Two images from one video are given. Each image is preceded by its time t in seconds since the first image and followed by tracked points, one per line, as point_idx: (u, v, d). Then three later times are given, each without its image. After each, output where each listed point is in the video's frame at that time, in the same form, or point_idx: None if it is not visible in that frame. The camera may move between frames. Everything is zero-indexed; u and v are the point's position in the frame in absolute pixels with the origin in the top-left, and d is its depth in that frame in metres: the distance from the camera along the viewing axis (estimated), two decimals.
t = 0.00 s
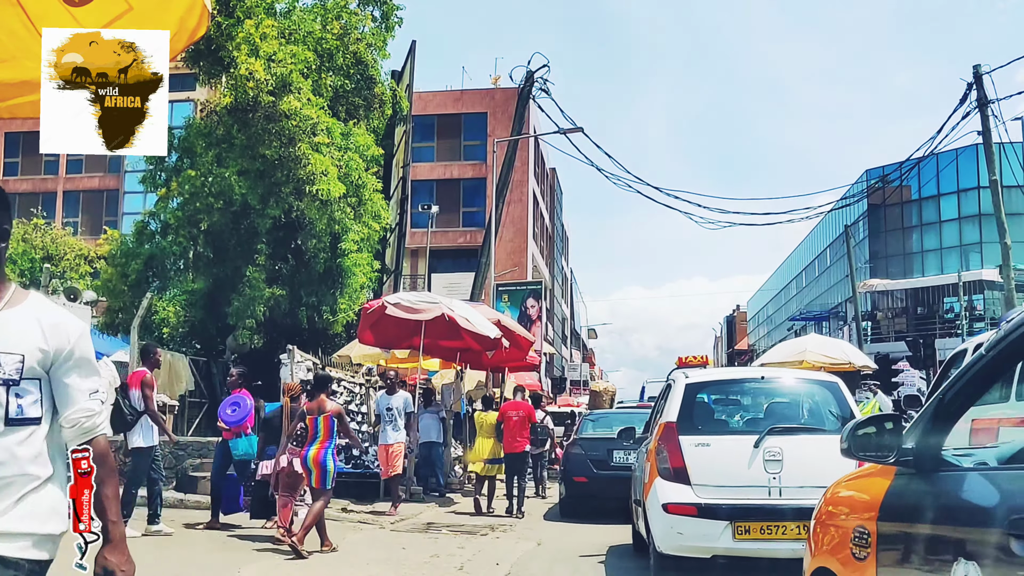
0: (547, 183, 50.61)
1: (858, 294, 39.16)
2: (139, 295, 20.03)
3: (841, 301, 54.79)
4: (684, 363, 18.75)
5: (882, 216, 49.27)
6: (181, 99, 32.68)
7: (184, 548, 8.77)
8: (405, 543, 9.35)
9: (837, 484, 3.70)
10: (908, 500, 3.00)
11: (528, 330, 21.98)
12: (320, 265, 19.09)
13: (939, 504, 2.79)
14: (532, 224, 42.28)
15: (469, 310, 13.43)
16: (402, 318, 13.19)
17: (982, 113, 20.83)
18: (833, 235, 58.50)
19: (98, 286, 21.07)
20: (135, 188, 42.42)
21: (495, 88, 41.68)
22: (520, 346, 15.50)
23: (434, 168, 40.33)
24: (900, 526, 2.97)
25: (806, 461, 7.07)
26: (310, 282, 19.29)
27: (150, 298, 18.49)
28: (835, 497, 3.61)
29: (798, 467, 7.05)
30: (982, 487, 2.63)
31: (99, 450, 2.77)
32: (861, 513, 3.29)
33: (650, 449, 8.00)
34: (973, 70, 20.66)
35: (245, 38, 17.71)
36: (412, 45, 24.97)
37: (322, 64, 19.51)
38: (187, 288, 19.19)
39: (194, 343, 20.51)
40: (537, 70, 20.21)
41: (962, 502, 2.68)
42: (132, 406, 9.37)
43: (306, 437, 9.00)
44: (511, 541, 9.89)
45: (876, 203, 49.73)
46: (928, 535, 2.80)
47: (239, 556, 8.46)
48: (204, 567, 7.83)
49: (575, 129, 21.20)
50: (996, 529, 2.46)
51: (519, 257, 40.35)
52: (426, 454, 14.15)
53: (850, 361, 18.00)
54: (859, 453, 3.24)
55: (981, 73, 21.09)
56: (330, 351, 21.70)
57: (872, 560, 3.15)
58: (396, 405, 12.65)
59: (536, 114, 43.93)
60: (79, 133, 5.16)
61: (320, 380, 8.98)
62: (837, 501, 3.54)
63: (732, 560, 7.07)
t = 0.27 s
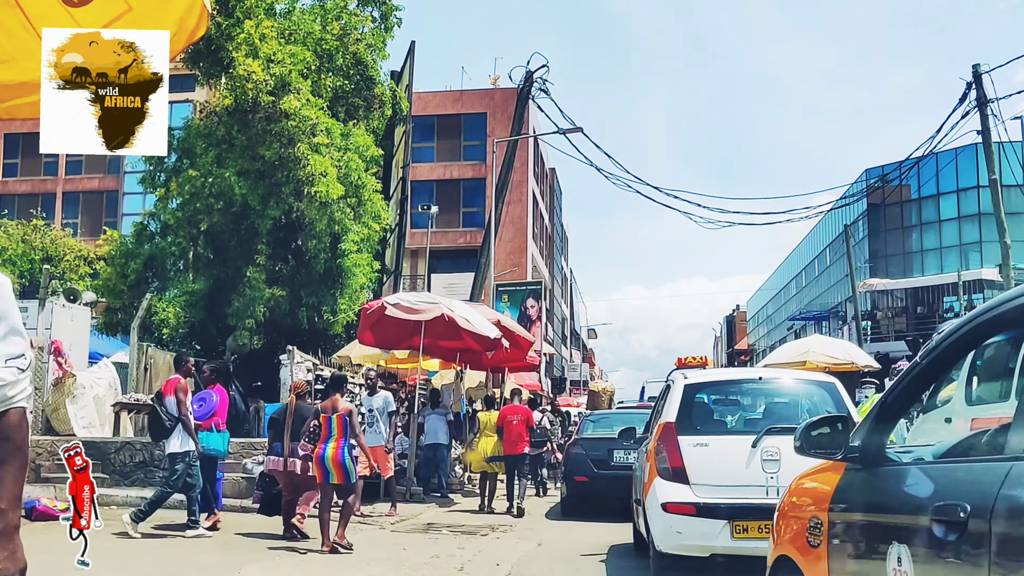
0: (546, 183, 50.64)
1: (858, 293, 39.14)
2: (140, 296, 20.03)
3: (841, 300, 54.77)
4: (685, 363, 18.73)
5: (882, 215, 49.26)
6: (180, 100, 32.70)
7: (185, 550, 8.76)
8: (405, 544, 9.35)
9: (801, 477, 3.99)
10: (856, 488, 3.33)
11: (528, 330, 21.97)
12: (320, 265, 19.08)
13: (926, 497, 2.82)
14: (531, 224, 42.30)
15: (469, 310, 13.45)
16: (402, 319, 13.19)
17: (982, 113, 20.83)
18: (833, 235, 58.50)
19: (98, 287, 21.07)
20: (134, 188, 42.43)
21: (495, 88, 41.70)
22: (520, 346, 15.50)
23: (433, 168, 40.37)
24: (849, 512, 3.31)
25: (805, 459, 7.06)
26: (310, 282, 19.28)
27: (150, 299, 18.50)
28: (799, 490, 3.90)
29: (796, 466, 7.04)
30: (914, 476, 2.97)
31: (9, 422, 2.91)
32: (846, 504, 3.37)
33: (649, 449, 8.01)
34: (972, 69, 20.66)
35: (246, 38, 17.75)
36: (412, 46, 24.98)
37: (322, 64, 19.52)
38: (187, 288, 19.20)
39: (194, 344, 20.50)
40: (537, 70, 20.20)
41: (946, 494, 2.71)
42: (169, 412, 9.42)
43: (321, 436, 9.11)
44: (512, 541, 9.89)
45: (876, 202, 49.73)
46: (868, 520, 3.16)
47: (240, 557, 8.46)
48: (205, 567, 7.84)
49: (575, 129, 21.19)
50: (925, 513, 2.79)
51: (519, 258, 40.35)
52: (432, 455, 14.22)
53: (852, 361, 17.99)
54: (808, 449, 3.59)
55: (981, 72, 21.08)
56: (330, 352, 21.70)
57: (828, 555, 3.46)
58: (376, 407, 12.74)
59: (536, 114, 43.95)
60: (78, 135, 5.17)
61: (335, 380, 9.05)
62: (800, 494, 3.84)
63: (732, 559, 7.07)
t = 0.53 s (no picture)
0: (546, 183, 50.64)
1: (858, 294, 39.11)
2: (139, 297, 20.03)
3: (841, 300, 54.75)
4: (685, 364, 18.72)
5: (882, 216, 49.27)
6: (180, 100, 32.71)
7: (183, 551, 8.74)
8: (405, 545, 9.34)
9: (772, 474, 4.32)
10: (817, 485, 3.68)
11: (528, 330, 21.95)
12: (320, 266, 19.07)
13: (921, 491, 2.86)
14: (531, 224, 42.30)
15: (469, 310, 13.44)
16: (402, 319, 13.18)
17: (982, 114, 20.83)
18: (833, 236, 58.52)
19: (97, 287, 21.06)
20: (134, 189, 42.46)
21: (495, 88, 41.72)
22: (520, 346, 15.49)
23: (433, 169, 40.39)
24: (810, 507, 3.67)
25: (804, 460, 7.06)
26: (309, 283, 19.28)
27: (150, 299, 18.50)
28: (769, 485, 4.24)
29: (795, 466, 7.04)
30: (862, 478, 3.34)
31: None
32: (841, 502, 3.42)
33: (648, 450, 8.02)
34: (972, 69, 20.66)
35: (245, 38, 17.67)
36: (412, 46, 24.99)
37: (322, 65, 19.53)
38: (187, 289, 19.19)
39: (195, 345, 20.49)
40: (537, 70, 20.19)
41: (942, 489, 2.74)
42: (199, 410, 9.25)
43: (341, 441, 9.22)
44: (511, 541, 9.88)
45: (876, 202, 49.72)
46: (824, 514, 3.54)
47: (239, 557, 8.45)
48: (205, 568, 7.84)
49: (575, 129, 21.18)
50: (872, 508, 3.14)
51: (519, 258, 40.37)
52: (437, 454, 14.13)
53: (854, 362, 17.96)
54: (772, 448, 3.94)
55: (981, 72, 21.08)
56: (330, 352, 21.68)
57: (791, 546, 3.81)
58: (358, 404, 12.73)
59: (536, 115, 43.97)
60: (80, 136, 5.50)
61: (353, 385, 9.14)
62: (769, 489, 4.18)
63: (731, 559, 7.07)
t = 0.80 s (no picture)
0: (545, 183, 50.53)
1: (858, 293, 39.09)
2: (138, 297, 19.97)
3: (841, 299, 54.72)
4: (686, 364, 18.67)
5: (881, 215, 49.24)
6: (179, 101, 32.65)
7: (181, 552, 8.71)
8: (404, 545, 9.30)
9: (748, 469, 4.68)
10: (787, 482, 3.98)
11: (528, 330, 21.92)
12: (319, 266, 19.05)
13: (915, 484, 2.89)
14: (530, 224, 42.25)
15: (468, 310, 13.42)
16: (401, 320, 13.13)
17: (981, 112, 20.81)
18: (833, 235, 58.49)
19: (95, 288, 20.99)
20: (133, 190, 42.41)
21: (494, 88, 41.67)
22: (519, 346, 15.45)
23: (432, 169, 40.36)
24: (778, 502, 4.01)
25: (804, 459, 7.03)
26: (307, 283, 19.23)
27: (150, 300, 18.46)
28: (745, 481, 4.61)
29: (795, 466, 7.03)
30: (822, 475, 3.67)
31: None
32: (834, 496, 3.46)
33: (647, 450, 8.01)
34: (972, 68, 20.65)
35: (243, 38, 17.67)
36: (410, 46, 24.92)
37: (320, 65, 19.43)
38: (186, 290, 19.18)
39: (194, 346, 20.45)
40: (536, 70, 20.15)
41: (937, 481, 2.78)
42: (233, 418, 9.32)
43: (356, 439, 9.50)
44: (511, 542, 9.84)
45: (876, 201, 49.71)
46: (791, 508, 3.86)
47: (238, 559, 8.41)
48: (204, 569, 7.80)
49: (574, 128, 21.15)
50: (832, 502, 3.46)
51: (518, 258, 40.34)
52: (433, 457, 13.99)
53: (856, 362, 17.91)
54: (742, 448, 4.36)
55: (981, 71, 21.07)
56: (329, 353, 21.64)
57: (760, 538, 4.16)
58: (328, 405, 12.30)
59: (535, 114, 43.91)
60: (82, 137, 4.36)
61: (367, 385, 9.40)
62: (745, 484, 4.53)
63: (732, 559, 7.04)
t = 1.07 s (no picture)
0: (544, 182, 50.48)
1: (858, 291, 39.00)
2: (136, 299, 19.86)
3: (841, 298, 54.64)
4: (686, 363, 18.60)
5: (881, 213, 49.16)
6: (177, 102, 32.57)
7: (180, 554, 8.65)
8: (404, 547, 9.22)
9: (729, 467, 4.92)
10: (763, 478, 4.25)
11: (528, 329, 21.85)
12: (318, 266, 18.99)
13: (910, 476, 2.96)
14: (530, 223, 42.17)
15: (467, 309, 13.37)
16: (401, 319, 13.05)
17: (981, 109, 20.77)
18: (833, 233, 58.40)
19: (93, 290, 20.90)
20: (131, 191, 42.35)
21: (492, 87, 41.60)
22: (519, 346, 15.38)
23: (431, 169, 40.29)
24: (755, 498, 4.27)
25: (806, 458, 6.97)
26: (306, 283, 19.15)
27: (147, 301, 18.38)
28: (725, 477, 4.85)
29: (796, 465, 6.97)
30: (794, 474, 3.94)
31: None
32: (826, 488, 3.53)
33: (648, 449, 7.96)
34: (972, 64, 20.62)
35: (239, 38, 17.55)
36: (408, 46, 24.85)
37: (318, 64, 19.35)
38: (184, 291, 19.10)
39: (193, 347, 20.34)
40: (535, 68, 20.08)
41: (931, 473, 2.85)
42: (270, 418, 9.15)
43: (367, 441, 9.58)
44: (512, 543, 9.75)
45: (876, 199, 49.67)
46: (766, 504, 4.13)
47: (235, 561, 8.33)
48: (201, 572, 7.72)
49: (573, 127, 21.10)
50: (805, 499, 3.71)
51: (518, 258, 40.25)
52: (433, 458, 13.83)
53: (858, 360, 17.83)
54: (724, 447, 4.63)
55: (981, 67, 21.01)
56: (328, 354, 21.56)
57: (741, 534, 4.39)
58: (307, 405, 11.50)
59: (533, 113, 43.83)
60: (79, 132, 5.31)
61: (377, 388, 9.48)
62: (725, 482, 4.78)
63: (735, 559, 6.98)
